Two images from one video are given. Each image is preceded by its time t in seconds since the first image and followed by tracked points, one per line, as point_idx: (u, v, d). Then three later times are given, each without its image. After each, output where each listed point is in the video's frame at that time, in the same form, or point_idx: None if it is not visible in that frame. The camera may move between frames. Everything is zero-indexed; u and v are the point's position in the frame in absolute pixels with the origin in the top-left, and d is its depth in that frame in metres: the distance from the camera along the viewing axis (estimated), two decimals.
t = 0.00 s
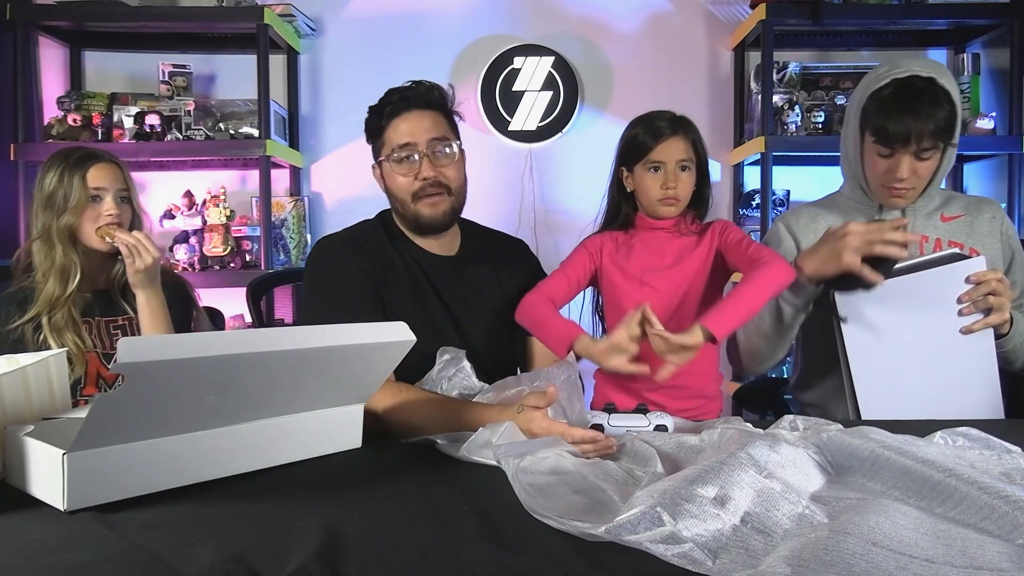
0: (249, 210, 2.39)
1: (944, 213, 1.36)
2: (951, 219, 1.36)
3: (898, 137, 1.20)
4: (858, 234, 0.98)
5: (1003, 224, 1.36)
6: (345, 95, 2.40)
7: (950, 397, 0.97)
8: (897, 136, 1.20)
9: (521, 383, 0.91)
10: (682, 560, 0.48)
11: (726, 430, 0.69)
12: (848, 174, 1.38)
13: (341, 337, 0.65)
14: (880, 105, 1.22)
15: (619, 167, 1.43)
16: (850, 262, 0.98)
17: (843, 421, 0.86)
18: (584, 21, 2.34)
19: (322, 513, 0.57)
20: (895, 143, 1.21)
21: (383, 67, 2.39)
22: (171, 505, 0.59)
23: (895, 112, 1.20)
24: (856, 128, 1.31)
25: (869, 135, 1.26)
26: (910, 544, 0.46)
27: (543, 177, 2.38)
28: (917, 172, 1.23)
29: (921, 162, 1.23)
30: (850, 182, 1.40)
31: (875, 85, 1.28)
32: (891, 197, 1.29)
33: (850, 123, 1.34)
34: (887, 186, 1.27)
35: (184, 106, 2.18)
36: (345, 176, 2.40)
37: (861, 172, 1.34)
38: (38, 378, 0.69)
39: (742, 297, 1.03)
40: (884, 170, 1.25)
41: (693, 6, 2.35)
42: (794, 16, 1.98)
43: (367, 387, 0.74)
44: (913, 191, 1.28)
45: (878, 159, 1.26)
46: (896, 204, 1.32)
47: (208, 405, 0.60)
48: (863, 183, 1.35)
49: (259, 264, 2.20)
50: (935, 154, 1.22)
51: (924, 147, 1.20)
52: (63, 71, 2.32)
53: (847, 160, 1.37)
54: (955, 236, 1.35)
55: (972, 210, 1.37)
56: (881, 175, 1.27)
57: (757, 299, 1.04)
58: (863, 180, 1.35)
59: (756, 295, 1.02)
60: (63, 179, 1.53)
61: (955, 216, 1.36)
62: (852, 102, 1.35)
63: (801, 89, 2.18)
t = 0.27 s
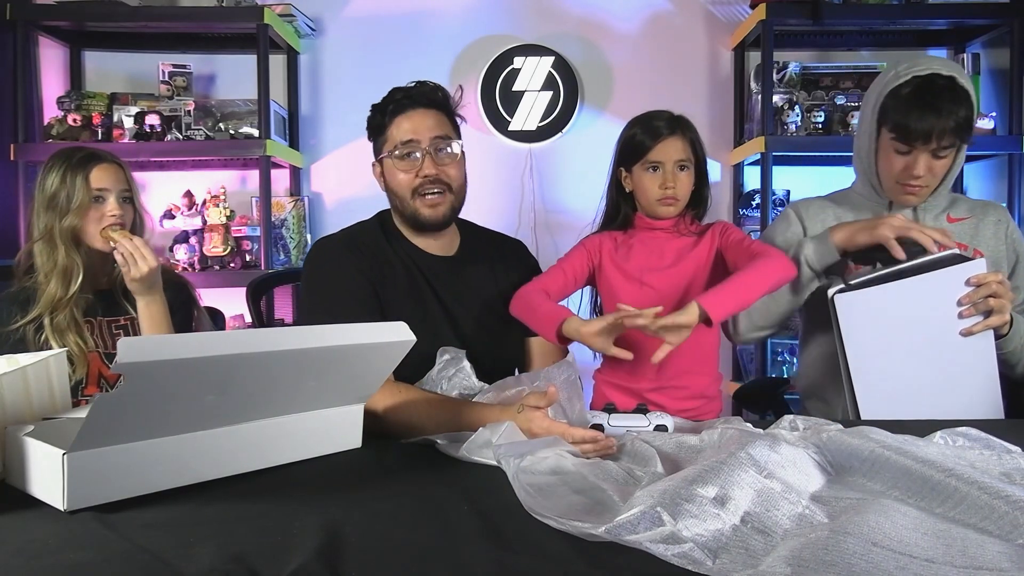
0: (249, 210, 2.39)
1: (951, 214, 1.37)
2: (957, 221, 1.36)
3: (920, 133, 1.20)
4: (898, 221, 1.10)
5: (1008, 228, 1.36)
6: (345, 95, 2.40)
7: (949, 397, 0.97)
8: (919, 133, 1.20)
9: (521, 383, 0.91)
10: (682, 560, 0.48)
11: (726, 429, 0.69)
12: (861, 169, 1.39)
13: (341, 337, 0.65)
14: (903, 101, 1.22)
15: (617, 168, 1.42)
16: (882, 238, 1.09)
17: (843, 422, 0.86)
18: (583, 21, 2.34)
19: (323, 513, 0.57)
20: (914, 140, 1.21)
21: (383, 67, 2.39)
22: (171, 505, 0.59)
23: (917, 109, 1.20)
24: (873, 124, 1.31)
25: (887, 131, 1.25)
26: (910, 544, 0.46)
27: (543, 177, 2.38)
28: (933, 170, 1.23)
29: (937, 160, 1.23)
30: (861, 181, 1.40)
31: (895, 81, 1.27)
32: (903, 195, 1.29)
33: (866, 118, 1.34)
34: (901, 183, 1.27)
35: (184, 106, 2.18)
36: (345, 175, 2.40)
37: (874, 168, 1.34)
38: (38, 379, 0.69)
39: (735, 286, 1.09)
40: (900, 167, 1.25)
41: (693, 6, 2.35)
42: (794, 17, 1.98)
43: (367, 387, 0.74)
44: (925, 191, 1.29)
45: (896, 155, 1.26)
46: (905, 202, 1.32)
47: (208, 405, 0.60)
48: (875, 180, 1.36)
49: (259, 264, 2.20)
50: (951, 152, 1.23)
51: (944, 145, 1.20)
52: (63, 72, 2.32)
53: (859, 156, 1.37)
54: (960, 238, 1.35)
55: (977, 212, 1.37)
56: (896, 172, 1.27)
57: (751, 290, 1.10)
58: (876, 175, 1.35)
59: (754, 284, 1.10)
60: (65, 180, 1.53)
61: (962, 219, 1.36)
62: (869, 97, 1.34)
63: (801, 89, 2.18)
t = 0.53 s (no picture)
0: (249, 210, 2.39)
1: (955, 216, 1.37)
2: (962, 222, 1.36)
3: (942, 132, 1.19)
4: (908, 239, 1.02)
5: (1011, 230, 1.36)
6: (345, 95, 2.40)
7: (949, 397, 0.97)
8: (942, 132, 1.19)
9: (521, 382, 0.91)
10: (682, 560, 0.48)
11: (726, 429, 0.69)
12: (873, 168, 1.38)
13: (341, 338, 0.65)
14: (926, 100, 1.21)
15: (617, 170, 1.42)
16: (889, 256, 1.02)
17: (842, 421, 0.86)
18: (584, 21, 2.34)
19: (323, 513, 0.57)
20: (936, 139, 1.20)
21: (383, 67, 2.39)
22: (171, 505, 0.59)
23: (941, 108, 1.19)
24: (889, 122, 1.30)
25: (908, 130, 1.24)
26: (911, 544, 0.46)
27: (543, 177, 2.38)
28: (949, 169, 1.23)
29: (955, 160, 1.23)
30: (868, 181, 1.41)
31: (914, 80, 1.27)
32: (917, 194, 1.29)
33: (881, 116, 1.33)
34: (917, 181, 1.27)
35: (184, 106, 2.18)
36: (346, 175, 2.40)
37: (887, 166, 1.33)
38: (38, 379, 0.69)
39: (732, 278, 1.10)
40: (920, 166, 1.25)
41: (693, 6, 2.35)
42: (794, 17, 1.98)
43: (368, 387, 0.74)
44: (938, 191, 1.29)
45: (914, 154, 1.25)
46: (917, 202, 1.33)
47: (208, 405, 0.60)
48: (887, 178, 1.35)
49: (259, 264, 2.20)
50: (968, 152, 1.23)
51: (964, 145, 1.20)
52: (63, 72, 2.32)
53: (871, 153, 1.37)
54: (964, 239, 1.35)
55: (981, 215, 1.37)
56: (914, 171, 1.26)
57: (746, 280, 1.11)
58: (888, 174, 1.34)
59: (748, 273, 1.10)
60: (63, 179, 1.54)
61: (967, 220, 1.36)
62: (884, 95, 1.34)
63: (801, 89, 2.18)
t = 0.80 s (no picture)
0: (249, 210, 2.39)
1: (958, 217, 1.37)
2: (964, 223, 1.36)
3: (954, 133, 1.19)
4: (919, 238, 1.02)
5: (1012, 231, 1.36)
6: (346, 95, 2.40)
7: (949, 397, 0.97)
8: (953, 133, 1.19)
9: (522, 382, 0.91)
10: (682, 560, 0.48)
11: (726, 429, 0.69)
12: (879, 167, 1.38)
13: (341, 337, 0.65)
14: (938, 100, 1.21)
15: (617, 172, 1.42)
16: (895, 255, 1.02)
17: (842, 421, 0.86)
18: (584, 22, 2.34)
19: (323, 514, 0.57)
20: (947, 139, 1.20)
21: (383, 67, 2.39)
22: (171, 505, 0.59)
23: (953, 108, 1.19)
24: (899, 122, 1.30)
25: (918, 129, 1.24)
26: (911, 544, 0.46)
27: (543, 177, 2.38)
28: (958, 171, 1.24)
29: (962, 162, 1.24)
30: (877, 180, 1.41)
31: (926, 80, 1.27)
32: (924, 195, 1.29)
33: (890, 116, 1.33)
34: (925, 182, 1.27)
35: (184, 105, 2.18)
36: (345, 175, 2.40)
37: (893, 166, 1.34)
38: (38, 379, 0.69)
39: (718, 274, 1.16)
40: (927, 166, 1.25)
41: (693, 6, 2.35)
42: (794, 17, 1.98)
43: (367, 387, 0.74)
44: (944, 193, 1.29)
45: (922, 154, 1.25)
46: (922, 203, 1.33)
47: (208, 405, 0.60)
48: (892, 178, 1.35)
49: (259, 264, 2.20)
50: (975, 155, 1.23)
51: (972, 147, 1.21)
52: (63, 71, 2.32)
53: (879, 153, 1.37)
54: (965, 240, 1.35)
55: (983, 216, 1.37)
56: (921, 172, 1.26)
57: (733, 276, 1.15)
58: (894, 173, 1.34)
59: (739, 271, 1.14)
60: (61, 179, 1.54)
61: (969, 222, 1.37)
62: (893, 95, 1.34)
63: (801, 89, 2.18)
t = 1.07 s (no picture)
0: (249, 210, 2.39)
1: (959, 218, 1.37)
2: (966, 224, 1.36)
3: (960, 134, 1.19)
4: (907, 243, 1.01)
5: (1013, 231, 1.36)
6: (346, 95, 2.40)
7: (949, 397, 0.97)
8: (958, 133, 1.19)
9: (522, 383, 0.91)
10: (682, 560, 0.48)
11: (726, 429, 0.69)
12: (882, 166, 1.38)
13: (341, 338, 0.65)
14: (945, 101, 1.21)
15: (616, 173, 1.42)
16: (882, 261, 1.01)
17: (842, 421, 0.86)
18: (583, 22, 2.34)
19: (323, 513, 0.57)
20: (953, 140, 1.20)
21: (383, 67, 2.39)
22: (172, 505, 0.59)
23: (960, 109, 1.19)
24: (904, 122, 1.30)
25: (923, 129, 1.24)
26: (911, 544, 0.46)
27: (543, 177, 2.38)
28: (962, 172, 1.24)
29: (966, 163, 1.24)
30: (879, 181, 1.41)
31: (933, 80, 1.27)
32: (926, 195, 1.29)
33: (895, 116, 1.33)
34: (928, 182, 1.27)
35: (184, 106, 2.18)
36: (345, 175, 2.40)
37: (897, 165, 1.33)
38: (38, 379, 0.69)
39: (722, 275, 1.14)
40: (932, 167, 1.25)
41: (693, 6, 2.35)
42: (794, 16, 1.98)
43: (367, 387, 0.74)
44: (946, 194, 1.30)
45: (927, 154, 1.25)
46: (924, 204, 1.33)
47: (208, 405, 0.60)
48: (895, 177, 1.35)
49: (259, 264, 2.20)
50: (980, 156, 1.23)
51: (978, 148, 1.21)
52: (63, 71, 2.32)
53: (882, 154, 1.37)
54: (966, 241, 1.35)
55: (984, 217, 1.38)
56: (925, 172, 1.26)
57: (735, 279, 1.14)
58: (897, 173, 1.34)
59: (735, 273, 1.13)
60: (60, 179, 1.54)
61: (970, 222, 1.37)
62: (898, 96, 1.34)
63: (801, 89, 2.18)
